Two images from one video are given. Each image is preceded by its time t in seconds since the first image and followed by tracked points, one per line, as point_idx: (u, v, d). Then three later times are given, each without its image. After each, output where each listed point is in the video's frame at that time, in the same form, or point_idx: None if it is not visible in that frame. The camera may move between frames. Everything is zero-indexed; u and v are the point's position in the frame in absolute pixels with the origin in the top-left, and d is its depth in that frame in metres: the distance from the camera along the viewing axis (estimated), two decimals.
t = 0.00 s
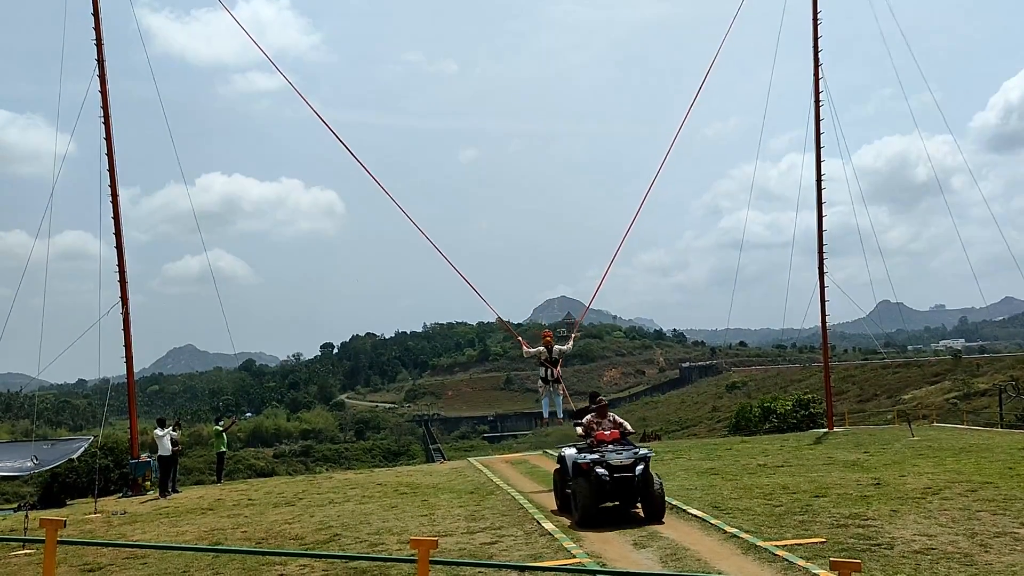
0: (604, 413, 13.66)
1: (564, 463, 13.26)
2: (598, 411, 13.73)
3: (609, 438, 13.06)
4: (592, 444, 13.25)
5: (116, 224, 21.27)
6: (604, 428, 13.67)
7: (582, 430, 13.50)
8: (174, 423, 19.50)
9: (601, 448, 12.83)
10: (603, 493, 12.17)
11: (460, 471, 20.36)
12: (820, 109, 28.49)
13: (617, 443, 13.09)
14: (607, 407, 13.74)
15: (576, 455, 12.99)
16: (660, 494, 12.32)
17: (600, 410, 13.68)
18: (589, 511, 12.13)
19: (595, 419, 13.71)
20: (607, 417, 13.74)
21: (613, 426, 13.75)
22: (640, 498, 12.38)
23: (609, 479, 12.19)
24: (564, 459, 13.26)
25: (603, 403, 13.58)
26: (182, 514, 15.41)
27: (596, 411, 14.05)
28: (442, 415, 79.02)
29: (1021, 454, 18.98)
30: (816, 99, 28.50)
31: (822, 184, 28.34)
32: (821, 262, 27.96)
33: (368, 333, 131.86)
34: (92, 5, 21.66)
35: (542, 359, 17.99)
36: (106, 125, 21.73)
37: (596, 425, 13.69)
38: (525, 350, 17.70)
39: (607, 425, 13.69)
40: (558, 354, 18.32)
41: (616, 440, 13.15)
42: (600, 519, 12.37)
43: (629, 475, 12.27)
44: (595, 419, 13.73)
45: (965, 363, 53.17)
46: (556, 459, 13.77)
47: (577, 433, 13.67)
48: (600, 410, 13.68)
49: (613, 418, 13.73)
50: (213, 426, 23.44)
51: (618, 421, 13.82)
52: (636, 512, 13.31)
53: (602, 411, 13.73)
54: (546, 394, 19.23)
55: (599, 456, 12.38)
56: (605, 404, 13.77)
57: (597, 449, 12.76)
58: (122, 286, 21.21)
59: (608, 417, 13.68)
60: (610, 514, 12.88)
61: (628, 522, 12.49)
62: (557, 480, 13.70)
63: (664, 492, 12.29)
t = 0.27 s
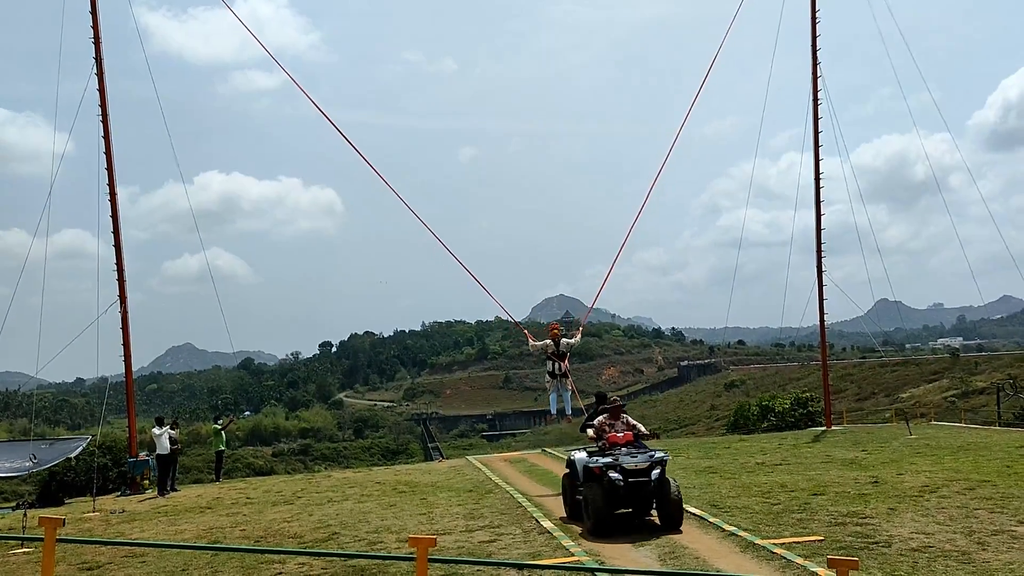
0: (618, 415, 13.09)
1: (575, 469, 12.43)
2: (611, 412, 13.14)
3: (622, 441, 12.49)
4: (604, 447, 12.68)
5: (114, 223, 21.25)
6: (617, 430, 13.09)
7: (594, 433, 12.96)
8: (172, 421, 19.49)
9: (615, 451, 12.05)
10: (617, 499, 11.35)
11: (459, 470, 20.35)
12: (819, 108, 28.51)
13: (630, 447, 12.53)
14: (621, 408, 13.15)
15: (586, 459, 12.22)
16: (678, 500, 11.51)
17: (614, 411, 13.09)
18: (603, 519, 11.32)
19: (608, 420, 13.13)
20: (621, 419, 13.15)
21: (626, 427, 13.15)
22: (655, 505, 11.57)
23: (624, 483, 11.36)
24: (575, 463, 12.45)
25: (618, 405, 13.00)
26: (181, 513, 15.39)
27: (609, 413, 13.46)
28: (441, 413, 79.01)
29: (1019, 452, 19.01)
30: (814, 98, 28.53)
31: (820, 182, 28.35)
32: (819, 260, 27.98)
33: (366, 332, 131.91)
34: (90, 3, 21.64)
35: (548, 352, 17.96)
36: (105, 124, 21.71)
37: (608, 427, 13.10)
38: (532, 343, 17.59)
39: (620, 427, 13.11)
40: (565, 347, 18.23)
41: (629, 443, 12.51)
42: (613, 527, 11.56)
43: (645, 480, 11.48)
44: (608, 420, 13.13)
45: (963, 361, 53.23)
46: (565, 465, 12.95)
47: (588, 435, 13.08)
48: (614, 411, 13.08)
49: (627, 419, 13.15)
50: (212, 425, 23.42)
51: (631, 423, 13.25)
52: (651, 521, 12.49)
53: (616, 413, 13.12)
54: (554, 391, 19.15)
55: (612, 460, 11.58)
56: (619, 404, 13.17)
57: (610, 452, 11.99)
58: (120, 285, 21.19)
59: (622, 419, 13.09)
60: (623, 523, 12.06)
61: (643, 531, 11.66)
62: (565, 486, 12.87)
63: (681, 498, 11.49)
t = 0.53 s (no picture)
0: (632, 416, 12.07)
1: (587, 473, 11.66)
2: (626, 412, 12.12)
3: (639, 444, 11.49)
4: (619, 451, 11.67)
5: (114, 221, 21.22)
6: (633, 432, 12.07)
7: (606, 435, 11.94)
8: (172, 419, 19.47)
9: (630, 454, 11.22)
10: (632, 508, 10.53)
11: (458, 468, 20.36)
12: (818, 105, 28.49)
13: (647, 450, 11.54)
14: (636, 408, 12.12)
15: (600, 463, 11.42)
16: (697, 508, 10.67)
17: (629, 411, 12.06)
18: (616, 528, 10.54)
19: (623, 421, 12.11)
20: (636, 419, 12.15)
21: (641, 428, 12.16)
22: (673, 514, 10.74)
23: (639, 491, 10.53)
24: (587, 467, 11.66)
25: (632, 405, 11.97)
26: (181, 511, 15.40)
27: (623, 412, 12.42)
28: (441, 411, 79.01)
29: (1017, 449, 19.05)
30: (814, 96, 28.53)
31: (820, 179, 28.36)
32: (819, 258, 28.01)
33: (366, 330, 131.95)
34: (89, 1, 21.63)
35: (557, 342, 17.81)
36: (104, 121, 21.68)
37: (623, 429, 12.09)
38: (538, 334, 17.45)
39: (636, 427, 12.11)
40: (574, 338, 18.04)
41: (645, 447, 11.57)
42: (628, 537, 10.76)
43: (662, 487, 10.67)
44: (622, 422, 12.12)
45: (962, 359, 53.27)
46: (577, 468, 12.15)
47: (600, 438, 12.08)
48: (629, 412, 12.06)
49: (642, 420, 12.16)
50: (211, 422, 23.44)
51: (647, 424, 12.24)
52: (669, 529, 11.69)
53: (631, 413, 12.10)
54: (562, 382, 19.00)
55: (627, 465, 10.80)
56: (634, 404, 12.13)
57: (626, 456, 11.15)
58: (120, 282, 21.19)
59: (636, 420, 12.09)
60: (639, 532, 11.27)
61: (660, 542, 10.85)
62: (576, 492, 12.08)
63: (702, 505, 10.66)
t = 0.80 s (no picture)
0: (648, 416, 11.78)
1: (601, 478, 10.81)
2: (641, 413, 11.84)
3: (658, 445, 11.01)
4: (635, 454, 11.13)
5: (113, 219, 21.22)
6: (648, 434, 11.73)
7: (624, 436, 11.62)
8: (171, 418, 19.51)
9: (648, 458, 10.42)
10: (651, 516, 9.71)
11: (458, 465, 20.37)
12: (817, 102, 28.48)
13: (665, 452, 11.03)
14: (652, 409, 11.86)
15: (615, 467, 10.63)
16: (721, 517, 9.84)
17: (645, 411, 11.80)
18: (634, 538, 9.72)
19: (638, 423, 11.78)
20: (652, 421, 11.83)
21: (658, 431, 11.83)
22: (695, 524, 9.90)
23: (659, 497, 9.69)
24: (601, 471, 10.82)
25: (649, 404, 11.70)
26: (180, 509, 15.41)
27: (638, 416, 12.12)
28: (440, 409, 78.98)
29: (1017, 446, 19.06)
30: (814, 94, 28.52)
31: (820, 176, 28.35)
32: (818, 255, 28.01)
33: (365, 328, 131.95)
34: None
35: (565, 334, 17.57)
36: (102, 118, 21.65)
37: (638, 431, 11.74)
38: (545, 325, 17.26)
39: (652, 430, 11.78)
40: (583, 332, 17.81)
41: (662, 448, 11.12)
42: (646, 547, 9.94)
43: (684, 494, 9.83)
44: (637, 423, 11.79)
45: (961, 356, 53.32)
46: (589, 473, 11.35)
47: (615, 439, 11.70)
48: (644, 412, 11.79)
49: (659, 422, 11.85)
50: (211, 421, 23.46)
51: (663, 426, 11.91)
52: (688, 539, 10.88)
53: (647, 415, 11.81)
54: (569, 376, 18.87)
55: (645, 470, 9.96)
56: (650, 405, 11.89)
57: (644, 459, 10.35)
58: (119, 280, 21.18)
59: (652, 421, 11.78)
60: (657, 543, 10.44)
61: (680, 552, 10.02)
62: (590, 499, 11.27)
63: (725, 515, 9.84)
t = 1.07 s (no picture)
0: (667, 421, 10.63)
1: (615, 485, 10.34)
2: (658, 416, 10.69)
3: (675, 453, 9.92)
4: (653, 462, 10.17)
5: (111, 217, 21.19)
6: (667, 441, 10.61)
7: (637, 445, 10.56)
8: (170, 416, 19.53)
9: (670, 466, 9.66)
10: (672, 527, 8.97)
11: (457, 464, 20.36)
12: (816, 99, 28.49)
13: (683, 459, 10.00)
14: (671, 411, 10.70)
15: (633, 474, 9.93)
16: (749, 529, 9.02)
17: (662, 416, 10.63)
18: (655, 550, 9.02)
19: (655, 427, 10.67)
20: (670, 424, 10.70)
21: (677, 435, 10.71)
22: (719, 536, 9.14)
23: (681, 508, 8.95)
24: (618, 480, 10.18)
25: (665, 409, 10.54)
26: (179, 507, 15.40)
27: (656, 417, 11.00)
28: (439, 408, 78.92)
29: (1015, 445, 19.06)
30: (812, 92, 28.51)
31: (818, 175, 28.32)
32: (817, 254, 28.01)
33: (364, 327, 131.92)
34: None
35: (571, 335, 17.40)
36: (100, 115, 21.57)
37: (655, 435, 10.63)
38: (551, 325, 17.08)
39: (670, 434, 10.65)
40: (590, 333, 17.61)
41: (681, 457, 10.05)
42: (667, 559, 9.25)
43: (708, 503, 9.08)
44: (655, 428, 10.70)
45: (960, 354, 53.37)
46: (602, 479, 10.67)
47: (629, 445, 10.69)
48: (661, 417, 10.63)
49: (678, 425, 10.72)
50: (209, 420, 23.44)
51: (682, 428, 10.78)
52: (710, 550, 10.13)
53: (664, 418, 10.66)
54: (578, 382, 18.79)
55: (665, 477, 9.22)
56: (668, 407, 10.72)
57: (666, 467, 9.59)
58: (116, 278, 21.15)
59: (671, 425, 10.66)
60: (676, 553, 9.75)
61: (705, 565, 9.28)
62: (607, 505, 10.62)
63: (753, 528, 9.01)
